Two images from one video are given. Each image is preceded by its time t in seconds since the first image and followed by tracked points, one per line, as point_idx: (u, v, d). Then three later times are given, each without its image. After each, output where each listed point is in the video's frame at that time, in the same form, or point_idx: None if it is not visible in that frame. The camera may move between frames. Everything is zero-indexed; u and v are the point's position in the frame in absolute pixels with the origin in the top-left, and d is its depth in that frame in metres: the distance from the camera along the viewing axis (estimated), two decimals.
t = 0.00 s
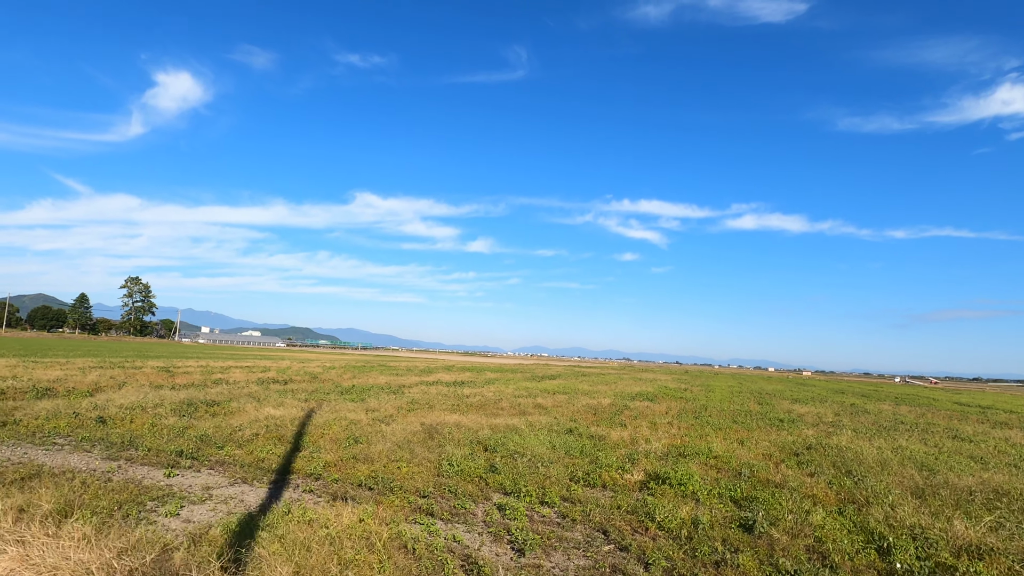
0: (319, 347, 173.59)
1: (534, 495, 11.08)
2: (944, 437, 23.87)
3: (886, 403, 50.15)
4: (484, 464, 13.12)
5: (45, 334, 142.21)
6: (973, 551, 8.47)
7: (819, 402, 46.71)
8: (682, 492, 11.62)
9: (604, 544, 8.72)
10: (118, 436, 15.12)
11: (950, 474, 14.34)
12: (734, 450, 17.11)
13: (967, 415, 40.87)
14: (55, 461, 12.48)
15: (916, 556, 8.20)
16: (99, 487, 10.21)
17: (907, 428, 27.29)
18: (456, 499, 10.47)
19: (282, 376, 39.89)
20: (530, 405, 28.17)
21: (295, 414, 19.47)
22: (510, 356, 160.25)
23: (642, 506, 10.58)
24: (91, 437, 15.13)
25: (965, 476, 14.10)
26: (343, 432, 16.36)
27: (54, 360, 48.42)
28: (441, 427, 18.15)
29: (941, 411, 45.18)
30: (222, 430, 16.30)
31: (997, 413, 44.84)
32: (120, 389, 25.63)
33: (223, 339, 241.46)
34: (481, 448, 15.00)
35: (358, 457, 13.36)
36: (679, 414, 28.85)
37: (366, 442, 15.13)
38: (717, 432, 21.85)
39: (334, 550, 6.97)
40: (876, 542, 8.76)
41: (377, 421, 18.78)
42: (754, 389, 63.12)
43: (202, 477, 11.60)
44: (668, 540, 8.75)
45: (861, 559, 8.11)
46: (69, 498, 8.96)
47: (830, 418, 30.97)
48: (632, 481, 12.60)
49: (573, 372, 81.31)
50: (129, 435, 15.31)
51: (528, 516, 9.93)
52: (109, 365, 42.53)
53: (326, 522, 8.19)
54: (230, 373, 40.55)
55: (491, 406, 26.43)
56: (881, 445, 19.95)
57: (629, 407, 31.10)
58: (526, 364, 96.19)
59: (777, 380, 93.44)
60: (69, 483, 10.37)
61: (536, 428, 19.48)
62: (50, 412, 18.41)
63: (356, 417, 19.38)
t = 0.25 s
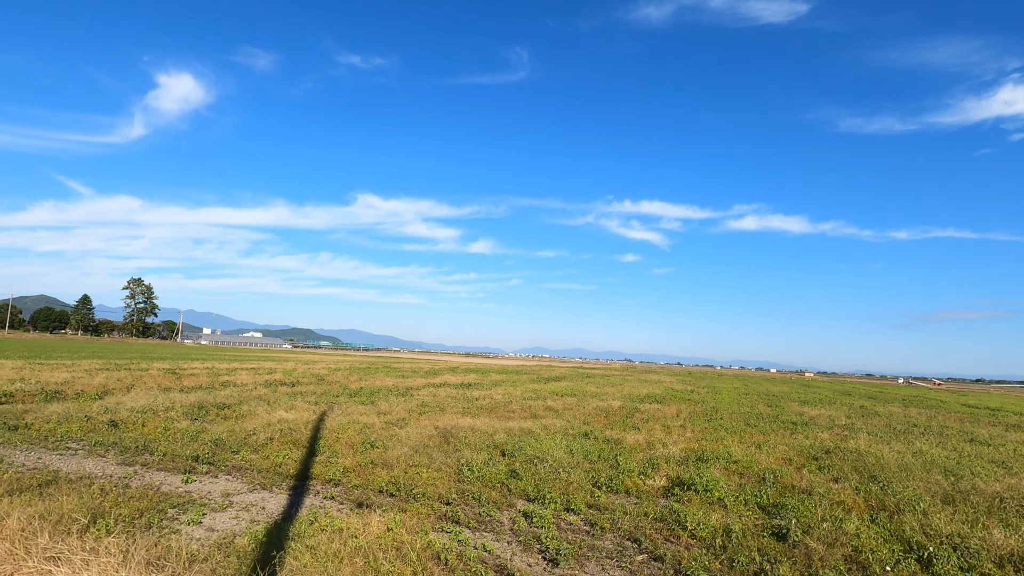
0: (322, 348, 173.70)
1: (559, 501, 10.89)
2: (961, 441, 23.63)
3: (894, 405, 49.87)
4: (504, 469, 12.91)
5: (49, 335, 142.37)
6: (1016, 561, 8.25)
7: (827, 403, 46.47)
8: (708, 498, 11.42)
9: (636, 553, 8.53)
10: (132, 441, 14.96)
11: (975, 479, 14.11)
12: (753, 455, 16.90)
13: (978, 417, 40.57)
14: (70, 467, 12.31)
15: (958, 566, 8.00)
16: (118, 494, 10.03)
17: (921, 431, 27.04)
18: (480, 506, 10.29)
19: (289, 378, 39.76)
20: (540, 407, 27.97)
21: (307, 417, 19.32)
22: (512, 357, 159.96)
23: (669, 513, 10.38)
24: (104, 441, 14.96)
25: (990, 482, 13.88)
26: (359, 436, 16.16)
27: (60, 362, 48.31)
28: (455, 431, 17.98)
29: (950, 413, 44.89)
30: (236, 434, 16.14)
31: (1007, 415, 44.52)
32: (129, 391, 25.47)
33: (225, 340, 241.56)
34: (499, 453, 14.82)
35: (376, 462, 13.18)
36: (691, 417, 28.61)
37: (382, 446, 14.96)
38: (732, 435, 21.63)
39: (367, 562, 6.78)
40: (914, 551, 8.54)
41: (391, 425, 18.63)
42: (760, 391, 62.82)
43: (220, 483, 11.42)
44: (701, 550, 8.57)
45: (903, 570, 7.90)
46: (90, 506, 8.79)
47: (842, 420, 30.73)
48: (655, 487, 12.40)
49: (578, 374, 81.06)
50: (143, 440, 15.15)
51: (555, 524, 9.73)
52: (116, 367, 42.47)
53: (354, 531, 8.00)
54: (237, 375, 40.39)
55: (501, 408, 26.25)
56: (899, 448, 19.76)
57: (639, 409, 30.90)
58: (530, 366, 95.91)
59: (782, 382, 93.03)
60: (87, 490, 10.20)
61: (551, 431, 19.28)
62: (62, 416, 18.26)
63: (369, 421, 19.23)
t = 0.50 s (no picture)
0: (322, 347, 173.56)
1: (579, 503, 10.69)
2: (972, 440, 23.46)
3: (899, 405, 49.72)
4: (521, 470, 12.70)
5: (49, 334, 142.12)
6: None
7: (832, 402, 46.34)
8: (730, 500, 11.24)
9: (664, 556, 8.35)
10: (141, 441, 14.75)
11: (997, 480, 13.92)
12: (767, 455, 16.72)
13: (985, 417, 40.41)
14: (80, 467, 12.09)
15: (995, 571, 7.81)
16: (131, 496, 9.81)
17: (931, 430, 26.88)
18: (500, 508, 10.10)
19: (293, 376, 39.55)
20: (548, 407, 27.76)
21: (316, 416, 19.12)
22: (514, 356, 159.73)
23: (693, 516, 10.19)
24: (113, 441, 14.75)
25: (1012, 482, 13.69)
26: (370, 437, 15.93)
27: (62, 360, 48.05)
28: (466, 431, 17.79)
29: (956, 412, 44.72)
30: (246, 433, 15.94)
31: (1014, 414, 44.33)
32: (134, 390, 25.25)
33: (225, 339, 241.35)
34: (513, 453, 14.62)
35: (390, 462, 12.98)
36: (700, 417, 28.39)
37: (395, 446, 14.78)
38: (743, 435, 21.46)
39: (394, 568, 6.58)
40: (948, 554, 8.36)
41: (401, 424, 18.43)
42: (763, 390, 62.67)
43: (233, 484, 11.20)
44: (730, 553, 8.38)
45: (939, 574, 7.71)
46: (105, 508, 8.57)
47: (851, 420, 30.51)
48: (675, 488, 12.19)
49: (580, 373, 80.95)
50: (152, 439, 14.95)
51: (578, 526, 9.54)
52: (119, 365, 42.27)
53: (377, 535, 7.81)
54: (241, 373, 40.17)
55: (509, 408, 26.07)
56: (913, 448, 19.57)
57: (647, 409, 30.74)
58: (532, 365, 95.68)
59: (785, 381, 92.78)
60: (100, 491, 10.00)
61: (562, 431, 19.06)
62: (68, 415, 18.04)
63: (379, 420, 19.03)
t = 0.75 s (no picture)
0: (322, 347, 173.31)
1: (607, 508, 10.49)
2: (987, 441, 23.31)
3: (905, 404, 49.62)
4: (543, 473, 12.51)
5: (48, 334, 141.71)
6: None
7: (839, 403, 46.23)
8: (759, 504, 11.05)
9: (702, 564, 8.16)
10: (154, 444, 14.53)
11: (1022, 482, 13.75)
12: (787, 457, 16.54)
13: (992, 417, 40.32)
14: (95, 472, 11.86)
15: None
16: (152, 502, 9.61)
17: (944, 431, 26.72)
18: (528, 513, 9.91)
19: (298, 377, 39.30)
20: (559, 408, 27.55)
21: (329, 418, 18.90)
22: (514, 356, 159.41)
23: (724, 521, 10.00)
24: (125, 444, 14.52)
25: None
26: (386, 439, 15.73)
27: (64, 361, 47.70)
28: (481, 433, 17.58)
29: (963, 412, 44.61)
30: (259, 436, 15.73)
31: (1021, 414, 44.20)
32: (141, 391, 25.02)
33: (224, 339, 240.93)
34: (533, 456, 14.42)
35: (410, 466, 12.78)
36: (710, 417, 28.20)
37: (412, 449, 14.57)
38: (758, 436, 21.28)
39: None
40: (991, 561, 8.19)
41: (415, 426, 18.23)
42: (767, 390, 62.54)
43: (253, 490, 10.98)
44: (769, 561, 8.20)
45: None
46: (128, 516, 8.34)
47: (862, 421, 30.37)
48: (700, 492, 12.01)
49: (583, 372, 80.85)
50: (165, 443, 14.73)
51: (610, 533, 9.35)
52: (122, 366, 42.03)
53: (410, 543, 7.62)
54: (245, 374, 39.91)
55: (520, 409, 25.88)
56: (931, 449, 19.40)
57: (656, 410, 30.57)
58: (534, 365, 95.42)
59: (787, 381, 92.61)
60: (119, 497, 9.78)
61: (577, 433, 18.86)
62: (78, 418, 17.79)
63: (392, 422, 18.81)
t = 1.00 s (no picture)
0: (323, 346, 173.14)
1: (632, 509, 10.35)
2: (1000, 440, 23.21)
3: (911, 403, 49.54)
4: (563, 474, 12.37)
5: (48, 334, 141.43)
6: None
7: (844, 402, 46.15)
8: (785, 505, 10.91)
9: (736, 567, 8.02)
10: (167, 444, 14.38)
11: None
12: (804, 457, 16.41)
13: (999, 415, 40.23)
14: (111, 473, 11.71)
15: None
16: (173, 503, 9.45)
17: (954, 430, 26.63)
18: (554, 514, 9.77)
19: (304, 377, 39.15)
20: (568, 407, 27.43)
21: (341, 418, 18.74)
22: (515, 356, 159.26)
23: (753, 523, 9.87)
24: (138, 445, 14.37)
25: None
26: (401, 439, 15.58)
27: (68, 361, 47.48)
28: (495, 433, 17.44)
29: (969, 411, 44.56)
30: (273, 436, 15.58)
31: None
32: (149, 391, 24.87)
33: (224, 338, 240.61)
34: (550, 456, 14.28)
35: (428, 467, 12.63)
36: (720, 417, 28.08)
37: (428, 449, 14.43)
38: (771, 435, 21.16)
39: None
40: None
41: (427, 426, 18.08)
42: (771, 389, 62.47)
43: (272, 491, 10.83)
44: (804, 563, 8.07)
45: None
46: (151, 518, 8.19)
47: (871, 420, 30.26)
48: (723, 492, 11.87)
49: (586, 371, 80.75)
50: (179, 443, 14.58)
51: (639, 534, 9.20)
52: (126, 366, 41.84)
53: (442, 545, 7.47)
54: (250, 374, 39.75)
55: (530, 408, 25.74)
56: (946, 448, 19.30)
57: (665, 409, 30.45)
58: (537, 364, 95.28)
59: (790, 380, 92.50)
60: (139, 498, 9.63)
61: (591, 433, 18.73)
62: (87, 418, 17.62)
63: (405, 422, 18.67)
